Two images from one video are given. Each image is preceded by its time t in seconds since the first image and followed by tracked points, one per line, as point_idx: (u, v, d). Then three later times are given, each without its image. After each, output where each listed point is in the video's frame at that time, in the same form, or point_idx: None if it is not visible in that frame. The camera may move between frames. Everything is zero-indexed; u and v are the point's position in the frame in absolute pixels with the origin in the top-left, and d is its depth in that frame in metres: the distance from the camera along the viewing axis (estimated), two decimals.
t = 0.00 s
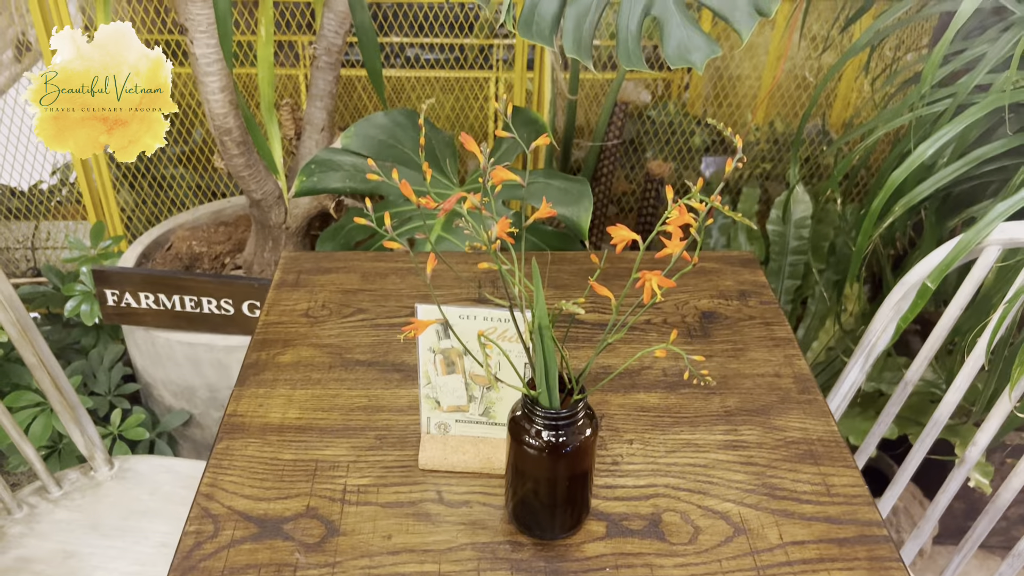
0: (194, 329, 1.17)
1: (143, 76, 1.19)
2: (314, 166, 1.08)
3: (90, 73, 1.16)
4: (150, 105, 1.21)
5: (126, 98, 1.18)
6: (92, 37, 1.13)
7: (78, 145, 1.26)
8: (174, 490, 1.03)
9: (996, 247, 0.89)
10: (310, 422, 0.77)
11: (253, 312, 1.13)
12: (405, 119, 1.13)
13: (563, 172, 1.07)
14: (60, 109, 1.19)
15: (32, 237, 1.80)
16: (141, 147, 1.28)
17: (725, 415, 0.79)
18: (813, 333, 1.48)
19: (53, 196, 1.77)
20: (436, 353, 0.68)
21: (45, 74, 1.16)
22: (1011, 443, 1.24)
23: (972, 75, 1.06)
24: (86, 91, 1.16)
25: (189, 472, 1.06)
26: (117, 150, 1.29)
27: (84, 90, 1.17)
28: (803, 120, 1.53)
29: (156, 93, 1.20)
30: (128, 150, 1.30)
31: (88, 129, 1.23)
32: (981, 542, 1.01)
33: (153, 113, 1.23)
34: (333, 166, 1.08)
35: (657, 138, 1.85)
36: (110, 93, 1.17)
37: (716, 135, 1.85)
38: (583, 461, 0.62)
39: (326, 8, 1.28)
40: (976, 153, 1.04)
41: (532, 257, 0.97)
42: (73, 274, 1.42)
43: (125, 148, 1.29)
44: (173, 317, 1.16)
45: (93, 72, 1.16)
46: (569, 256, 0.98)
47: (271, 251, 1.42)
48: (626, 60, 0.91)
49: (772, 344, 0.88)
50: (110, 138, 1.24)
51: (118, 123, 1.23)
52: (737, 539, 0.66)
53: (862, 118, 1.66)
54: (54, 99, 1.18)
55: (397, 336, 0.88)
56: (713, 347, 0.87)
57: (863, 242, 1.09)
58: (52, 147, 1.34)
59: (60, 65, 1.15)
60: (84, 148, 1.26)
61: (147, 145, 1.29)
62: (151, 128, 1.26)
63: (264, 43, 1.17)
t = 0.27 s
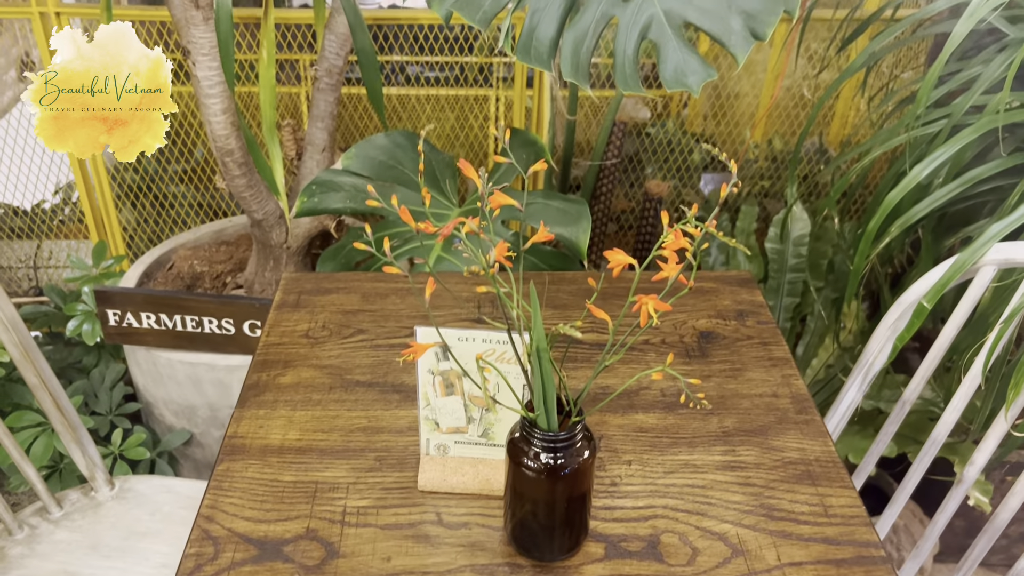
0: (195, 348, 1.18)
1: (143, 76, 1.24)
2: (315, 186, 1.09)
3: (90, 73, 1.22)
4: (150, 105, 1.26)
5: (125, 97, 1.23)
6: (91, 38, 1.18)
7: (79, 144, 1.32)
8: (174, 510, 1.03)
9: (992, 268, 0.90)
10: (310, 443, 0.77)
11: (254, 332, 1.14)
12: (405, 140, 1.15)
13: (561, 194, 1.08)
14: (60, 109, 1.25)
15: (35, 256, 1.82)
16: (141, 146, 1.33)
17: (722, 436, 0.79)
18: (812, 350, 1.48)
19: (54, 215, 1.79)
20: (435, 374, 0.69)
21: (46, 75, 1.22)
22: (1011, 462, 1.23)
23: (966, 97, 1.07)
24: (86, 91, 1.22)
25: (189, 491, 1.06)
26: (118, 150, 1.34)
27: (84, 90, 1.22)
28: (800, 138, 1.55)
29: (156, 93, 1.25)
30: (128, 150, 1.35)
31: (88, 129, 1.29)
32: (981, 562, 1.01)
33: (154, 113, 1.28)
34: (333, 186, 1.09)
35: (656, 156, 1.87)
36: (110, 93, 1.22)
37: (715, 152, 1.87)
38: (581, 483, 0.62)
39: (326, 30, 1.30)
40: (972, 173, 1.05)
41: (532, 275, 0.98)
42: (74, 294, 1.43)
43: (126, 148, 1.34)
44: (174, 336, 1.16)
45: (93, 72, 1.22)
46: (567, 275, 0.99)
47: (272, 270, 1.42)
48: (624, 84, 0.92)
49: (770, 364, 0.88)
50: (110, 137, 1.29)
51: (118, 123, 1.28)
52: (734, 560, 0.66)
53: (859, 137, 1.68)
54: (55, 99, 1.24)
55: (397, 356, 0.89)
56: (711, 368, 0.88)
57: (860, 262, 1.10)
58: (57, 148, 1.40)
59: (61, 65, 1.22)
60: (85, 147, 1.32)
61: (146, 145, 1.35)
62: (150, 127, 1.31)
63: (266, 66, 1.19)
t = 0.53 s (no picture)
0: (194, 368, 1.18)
1: (143, 77, 1.25)
2: (315, 208, 1.09)
3: (90, 73, 1.22)
4: (149, 105, 1.26)
5: (126, 97, 1.23)
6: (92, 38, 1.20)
7: (79, 144, 1.34)
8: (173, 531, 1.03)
9: (989, 287, 0.91)
10: (310, 465, 0.77)
11: (255, 352, 1.14)
12: (405, 162, 1.16)
13: (561, 215, 1.09)
14: (61, 108, 1.26)
15: (37, 277, 1.84)
16: (140, 146, 1.34)
17: (721, 457, 0.79)
18: (812, 369, 1.49)
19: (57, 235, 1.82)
20: (435, 398, 0.69)
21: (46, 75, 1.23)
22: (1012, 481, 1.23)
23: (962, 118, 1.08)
24: (86, 91, 1.22)
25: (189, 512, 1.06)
26: (118, 149, 1.35)
27: (85, 90, 1.22)
28: (798, 157, 1.56)
29: (156, 93, 1.26)
30: (128, 151, 1.36)
31: (88, 129, 1.30)
32: None
33: (154, 114, 1.28)
34: (334, 207, 1.10)
35: (656, 174, 1.89)
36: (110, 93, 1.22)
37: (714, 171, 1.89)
38: (580, 505, 0.63)
39: (328, 53, 1.33)
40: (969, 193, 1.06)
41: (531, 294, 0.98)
42: (76, 315, 1.44)
43: (126, 148, 1.35)
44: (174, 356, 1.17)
45: (94, 72, 1.22)
46: (566, 296, 0.99)
47: (273, 290, 1.43)
48: (621, 107, 0.93)
49: (768, 385, 0.88)
50: (110, 136, 1.29)
51: (118, 123, 1.28)
52: None
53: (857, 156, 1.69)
54: (56, 99, 1.25)
55: (397, 378, 0.89)
56: (709, 389, 0.88)
57: (857, 282, 1.11)
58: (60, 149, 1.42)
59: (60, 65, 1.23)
60: (84, 147, 1.34)
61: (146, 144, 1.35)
62: (150, 128, 1.31)
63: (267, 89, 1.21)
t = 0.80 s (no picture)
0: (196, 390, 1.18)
1: (143, 77, 1.21)
2: (316, 231, 1.11)
3: (90, 73, 1.19)
4: (150, 105, 1.23)
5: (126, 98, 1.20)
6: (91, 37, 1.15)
7: (80, 144, 1.30)
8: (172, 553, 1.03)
9: (984, 309, 0.92)
10: (310, 488, 0.78)
11: (256, 373, 1.14)
12: (405, 184, 1.18)
13: (560, 237, 1.10)
14: (61, 109, 1.23)
15: (39, 297, 1.85)
16: (141, 147, 1.30)
17: (720, 479, 0.79)
18: (811, 389, 1.49)
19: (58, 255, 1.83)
20: (434, 421, 0.70)
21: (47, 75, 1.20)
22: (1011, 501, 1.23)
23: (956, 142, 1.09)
24: (86, 92, 1.19)
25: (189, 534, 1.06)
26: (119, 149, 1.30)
27: (85, 90, 1.19)
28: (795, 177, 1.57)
29: (156, 93, 1.22)
30: (129, 150, 1.31)
31: (88, 129, 1.26)
32: None
33: (154, 114, 1.25)
34: (334, 230, 1.11)
35: (656, 193, 1.90)
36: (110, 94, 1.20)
37: (713, 190, 1.91)
38: (579, 528, 0.63)
39: (330, 77, 1.35)
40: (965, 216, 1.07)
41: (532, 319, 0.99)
42: (77, 336, 1.45)
43: (126, 147, 1.30)
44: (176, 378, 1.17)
45: (94, 72, 1.18)
46: (565, 317, 1.00)
47: (274, 310, 1.44)
48: (619, 132, 0.95)
49: (767, 407, 0.89)
50: (110, 136, 1.26)
51: (119, 123, 1.25)
52: None
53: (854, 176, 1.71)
54: (58, 99, 1.22)
55: (397, 400, 0.89)
56: (708, 410, 0.88)
57: (854, 303, 1.12)
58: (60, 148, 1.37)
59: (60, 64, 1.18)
60: (85, 147, 1.30)
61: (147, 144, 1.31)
62: (151, 128, 1.27)
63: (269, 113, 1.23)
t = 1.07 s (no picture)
0: (198, 413, 1.19)
1: (143, 75, 1.09)
2: (316, 255, 1.12)
3: (90, 72, 1.06)
4: (150, 105, 1.11)
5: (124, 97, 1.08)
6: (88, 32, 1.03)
7: (78, 147, 1.17)
8: None
9: (979, 332, 0.93)
10: (310, 512, 0.78)
11: (256, 396, 1.15)
12: (406, 208, 1.19)
13: (558, 260, 1.11)
14: (59, 110, 1.10)
15: (41, 319, 1.86)
16: (140, 145, 1.16)
17: (718, 502, 0.80)
18: (808, 411, 1.50)
19: (60, 277, 1.85)
20: (434, 444, 0.70)
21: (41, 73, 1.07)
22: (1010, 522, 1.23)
23: (949, 164, 1.10)
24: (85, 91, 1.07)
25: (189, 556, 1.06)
26: (116, 146, 1.18)
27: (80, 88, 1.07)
28: (793, 198, 1.59)
29: (157, 93, 1.10)
30: (128, 150, 1.19)
31: (86, 129, 1.13)
32: None
33: (153, 113, 1.12)
34: (336, 253, 1.13)
35: (655, 213, 1.91)
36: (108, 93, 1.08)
37: (712, 211, 1.93)
38: (577, 553, 0.63)
39: (331, 102, 1.37)
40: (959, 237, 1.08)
41: (532, 342, 1.00)
42: (78, 359, 1.45)
43: (124, 146, 1.17)
44: (176, 402, 1.18)
45: (93, 72, 1.06)
46: (564, 340, 1.01)
47: (274, 333, 1.45)
48: (616, 158, 0.96)
49: (764, 430, 0.89)
50: (108, 136, 1.13)
51: (118, 122, 1.13)
52: None
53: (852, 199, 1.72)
54: (53, 97, 1.08)
55: (396, 424, 0.90)
56: (706, 434, 0.89)
57: (851, 325, 1.12)
58: (53, 148, 1.24)
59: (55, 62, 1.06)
60: (84, 148, 1.16)
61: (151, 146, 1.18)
62: (151, 128, 1.15)
63: (270, 139, 1.24)
